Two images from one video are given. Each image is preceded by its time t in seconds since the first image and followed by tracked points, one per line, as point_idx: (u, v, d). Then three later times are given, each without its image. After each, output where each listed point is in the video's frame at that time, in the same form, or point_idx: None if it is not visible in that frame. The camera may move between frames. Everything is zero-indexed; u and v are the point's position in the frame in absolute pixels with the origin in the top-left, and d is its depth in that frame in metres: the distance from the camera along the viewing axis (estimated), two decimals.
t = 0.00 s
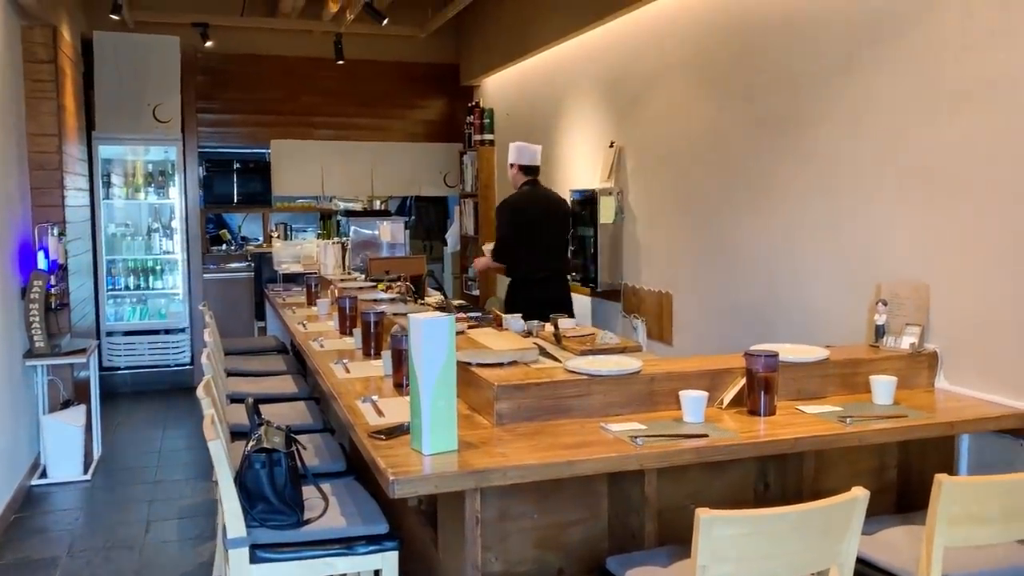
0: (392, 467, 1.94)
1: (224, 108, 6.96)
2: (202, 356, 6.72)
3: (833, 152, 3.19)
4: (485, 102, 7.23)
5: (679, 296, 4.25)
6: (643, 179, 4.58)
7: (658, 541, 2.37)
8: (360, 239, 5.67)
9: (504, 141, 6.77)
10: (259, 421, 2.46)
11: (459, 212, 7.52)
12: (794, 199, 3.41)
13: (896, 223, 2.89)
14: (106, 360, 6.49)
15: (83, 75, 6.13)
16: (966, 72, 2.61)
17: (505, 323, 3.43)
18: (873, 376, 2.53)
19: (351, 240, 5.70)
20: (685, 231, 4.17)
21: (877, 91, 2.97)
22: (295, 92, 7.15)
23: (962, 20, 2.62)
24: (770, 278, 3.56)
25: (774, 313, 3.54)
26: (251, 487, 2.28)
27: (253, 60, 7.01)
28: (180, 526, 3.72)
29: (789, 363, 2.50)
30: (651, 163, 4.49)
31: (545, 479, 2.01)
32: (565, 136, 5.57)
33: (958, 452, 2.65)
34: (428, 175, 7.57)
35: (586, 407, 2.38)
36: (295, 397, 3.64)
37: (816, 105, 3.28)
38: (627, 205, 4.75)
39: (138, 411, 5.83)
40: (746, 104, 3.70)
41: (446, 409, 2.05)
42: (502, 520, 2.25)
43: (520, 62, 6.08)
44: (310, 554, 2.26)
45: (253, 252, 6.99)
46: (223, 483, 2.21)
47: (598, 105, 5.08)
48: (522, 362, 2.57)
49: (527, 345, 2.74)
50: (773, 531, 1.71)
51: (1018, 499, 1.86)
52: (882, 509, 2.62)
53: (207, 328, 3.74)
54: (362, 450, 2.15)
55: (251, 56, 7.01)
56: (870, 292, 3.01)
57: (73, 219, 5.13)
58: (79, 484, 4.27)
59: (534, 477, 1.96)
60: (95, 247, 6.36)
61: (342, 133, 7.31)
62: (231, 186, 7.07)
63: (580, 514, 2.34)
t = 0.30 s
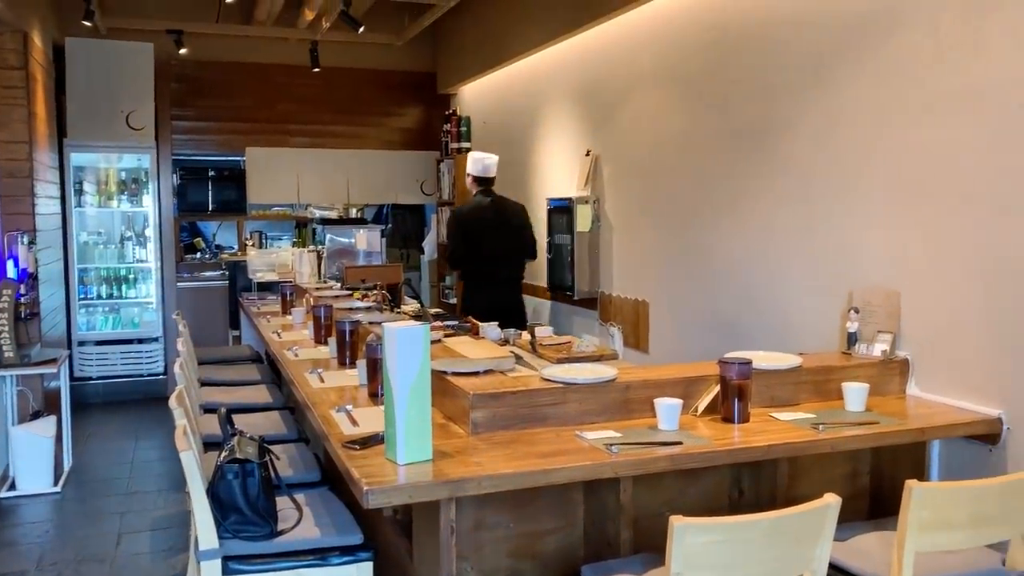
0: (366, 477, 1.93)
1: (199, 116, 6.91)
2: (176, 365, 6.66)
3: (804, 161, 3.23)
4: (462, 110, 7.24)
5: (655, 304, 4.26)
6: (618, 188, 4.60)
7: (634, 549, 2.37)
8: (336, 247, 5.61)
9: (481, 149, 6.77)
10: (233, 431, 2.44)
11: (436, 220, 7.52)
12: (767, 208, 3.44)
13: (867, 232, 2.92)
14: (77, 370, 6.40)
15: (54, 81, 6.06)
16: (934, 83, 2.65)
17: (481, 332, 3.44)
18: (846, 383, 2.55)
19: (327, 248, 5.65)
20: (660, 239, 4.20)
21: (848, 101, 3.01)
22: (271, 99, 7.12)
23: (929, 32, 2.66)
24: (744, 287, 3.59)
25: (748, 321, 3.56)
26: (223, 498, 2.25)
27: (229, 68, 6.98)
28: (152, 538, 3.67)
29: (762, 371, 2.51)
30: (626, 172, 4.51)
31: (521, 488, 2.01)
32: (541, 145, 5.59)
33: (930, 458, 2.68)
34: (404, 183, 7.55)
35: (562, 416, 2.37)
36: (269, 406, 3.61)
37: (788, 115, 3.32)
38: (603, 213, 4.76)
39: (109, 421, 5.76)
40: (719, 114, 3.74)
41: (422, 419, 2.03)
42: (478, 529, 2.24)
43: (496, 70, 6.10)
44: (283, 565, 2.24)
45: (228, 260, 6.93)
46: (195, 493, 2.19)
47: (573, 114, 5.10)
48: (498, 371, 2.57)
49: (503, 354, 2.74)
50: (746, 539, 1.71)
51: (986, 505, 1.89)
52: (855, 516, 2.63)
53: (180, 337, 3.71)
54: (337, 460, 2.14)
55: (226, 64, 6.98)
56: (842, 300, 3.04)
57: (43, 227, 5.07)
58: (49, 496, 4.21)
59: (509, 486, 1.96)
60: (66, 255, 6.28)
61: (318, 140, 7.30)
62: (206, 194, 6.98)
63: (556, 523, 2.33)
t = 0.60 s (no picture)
0: (339, 484, 1.92)
1: (171, 121, 6.85)
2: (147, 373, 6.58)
3: (775, 169, 3.27)
4: (437, 116, 7.24)
5: (630, 311, 4.28)
6: (593, 195, 4.61)
7: (608, 555, 2.37)
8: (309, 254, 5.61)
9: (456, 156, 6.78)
10: (205, 440, 2.42)
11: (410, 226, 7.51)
12: (739, 215, 3.47)
13: (837, 239, 2.96)
14: (45, 379, 6.30)
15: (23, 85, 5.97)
16: (901, 92, 2.70)
17: (455, 339, 3.44)
18: (817, 388, 2.58)
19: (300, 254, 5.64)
20: (634, 246, 4.23)
21: (817, 110, 3.05)
22: (244, 105, 7.08)
23: (895, 41, 2.71)
24: (716, 293, 3.62)
25: (721, 327, 3.59)
26: (194, 507, 2.22)
27: (202, 73, 6.93)
28: (122, 549, 3.62)
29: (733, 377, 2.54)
30: (600, 179, 4.53)
31: (495, 494, 2.01)
32: (516, 152, 5.60)
33: (899, 462, 2.71)
34: (379, 190, 7.52)
35: (536, 422, 2.38)
36: (242, 414, 3.58)
37: (759, 123, 3.35)
38: (578, 220, 4.78)
39: (79, 430, 5.67)
40: (691, 122, 3.77)
41: (395, 425, 2.03)
42: (452, 537, 2.23)
43: (471, 77, 6.11)
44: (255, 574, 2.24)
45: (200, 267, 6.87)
46: (165, 503, 2.18)
47: (548, 122, 5.13)
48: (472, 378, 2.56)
49: (477, 361, 2.74)
50: (719, 543, 1.72)
51: (954, 508, 1.91)
52: (826, 520, 2.66)
53: (151, 345, 3.67)
54: (309, 469, 2.13)
55: (199, 69, 6.93)
56: (813, 306, 3.07)
57: (12, 233, 4.99)
58: (16, 507, 4.14)
59: (483, 492, 1.95)
60: (35, 262, 6.19)
61: (292, 146, 7.26)
62: (178, 201, 6.95)
63: (531, 529, 2.33)
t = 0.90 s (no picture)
0: (308, 491, 1.90)
1: (140, 124, 6.77)
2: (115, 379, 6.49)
3: (744, 175, 3.30)
4: (410, 121, 7.23)
5: (602, 315, 4.30)
6: (565, 199, 4.63)
7: (579, 559, 2.37)
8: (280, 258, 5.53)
9: (429, 161, 6.77)
10: (172, 447, 2.39)
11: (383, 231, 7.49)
12: (709, 220, 3.50)
13: (806, 244, 2.99)
14: (10, 385, 6.19)
15: None
16: (867, 99, 2.73)
17: (427, 343, 3.43)
18: (785, 392, 2.60)
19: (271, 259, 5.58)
20: (605, 250, 4.25)
21: (786, 116, 3.09)
22: (215, 108, 7.03)
23: (862, 49, 2.75)
24: (686, 297, 3.65)
25: (691, 331, 3.62)
26: (160, 515, 2.20)
27: (171, 76, 6.87)
28: (88, 558, 3.57)
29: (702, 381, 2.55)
30: (572, 185, 4.56)
31: (465, 500, 2.00)
32: (488, 157, 5.61)
33: (865, 465, 2.75)
34: (352, 194, 7.49)
35: (507, 427, 2.38)
36: (211, 420, 3.54)
37: (729, 129, 3.39)
38: (550, 225, 4.79)
39: (45, 438, 5.58)
40: (662, 128, 3.80)
41: (365, 432, 2.01)
42: (423, 543, 2.21)
43: (444, 82, 6.11)
44: None
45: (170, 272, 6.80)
46: (131, 511, 2.14)
47: (520, 127, 5.14)
48: (443, 383, 2.56)
49: (449, 366, 2.74)
50: (688, 546, 1.73)
51: (919, 510, 1.94)
52: (796, 522, 2.68)
53: (119, 350, 3.62)
54: (278, 475, 2.11)
55: (169, 72, 6.86)
56: (782, 310, 3.11)
57: None
58: None
59: (453, 499, 1.95)
60: None
61: (263, 150, 7.21)
62: (147, 205, 6.86)
63: (502, 535, 2.32)
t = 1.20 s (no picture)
0: (273, 497, 1.88)
1: (104, 126, 6.67)
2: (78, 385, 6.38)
3: (710, 180, 3.33)
4: (379, 124, 7.20)
5: (571, 319, 4.31)
6: (535, 203, 4.64)
7: (546, 563, 2.38)
8: (247, 261, 5.44)
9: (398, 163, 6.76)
10: (134, 454, 2.35)
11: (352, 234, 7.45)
12: (676, 224, 3.53)
13: (771, 248, 3.03)
14: None
15: None
16: (831, 106, 2.78)
17: (396, 347, 3.41)
18: (751, 395, 2.63)
19: (238, 262, 5.48)
20: (574, 255, 4.27)
21: (751, 122, 3.12)
22: (182, 110, 6.95)
23: (826, 57, 2.79)
24: (654, 300, 3.67)
25: (658, 334, 3.65)
26: (122, 522, 2.16)
27: (137, 77, 6.78)
28: (48, 567, 3.50)
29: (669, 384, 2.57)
30: (541, 189, 4.57)
31: (432, 505, 2.00)
32: (459, 160, 5.60)
33: (830, 466, 2.78)
34: (321, 197, 7.45)
35: (475, 431, 2.37)
36: (176, 426, 3.50)
37: (695, 134, 3.42)
38: (520, 229, 4.80)
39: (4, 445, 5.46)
40: (629, 132, 3.83)
41: (331, 437, 2.00)
42: (390, 548, 2.20)
43: (413, 85, 6.10)
44: None
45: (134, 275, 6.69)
46: (91, 519, 2.10)
47: (490, 131, 5.14)
48: (411, 388, 2.55)
49: (417, 371, 2.73)
50: (654, 549, 1.74)
51: (881, 510, 1.97)
52: (761, 524, 2.71)
53: (81, 355, 3.56)
54: (242, 482, 2.08)
55: (134, 73, 6.78)
56: (747, 314, 3.14)
57: None
58: None
59: (419, 504, 1.94)
60: None
61: (230, 153, 7.13)
62: (112, 207, 6.79)
63: (469, 539, 2.32)
